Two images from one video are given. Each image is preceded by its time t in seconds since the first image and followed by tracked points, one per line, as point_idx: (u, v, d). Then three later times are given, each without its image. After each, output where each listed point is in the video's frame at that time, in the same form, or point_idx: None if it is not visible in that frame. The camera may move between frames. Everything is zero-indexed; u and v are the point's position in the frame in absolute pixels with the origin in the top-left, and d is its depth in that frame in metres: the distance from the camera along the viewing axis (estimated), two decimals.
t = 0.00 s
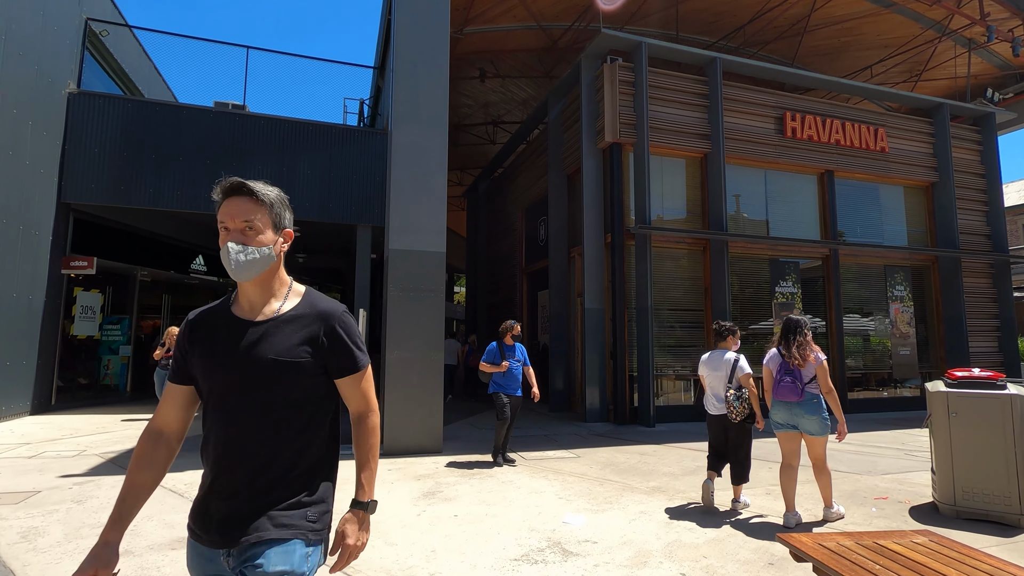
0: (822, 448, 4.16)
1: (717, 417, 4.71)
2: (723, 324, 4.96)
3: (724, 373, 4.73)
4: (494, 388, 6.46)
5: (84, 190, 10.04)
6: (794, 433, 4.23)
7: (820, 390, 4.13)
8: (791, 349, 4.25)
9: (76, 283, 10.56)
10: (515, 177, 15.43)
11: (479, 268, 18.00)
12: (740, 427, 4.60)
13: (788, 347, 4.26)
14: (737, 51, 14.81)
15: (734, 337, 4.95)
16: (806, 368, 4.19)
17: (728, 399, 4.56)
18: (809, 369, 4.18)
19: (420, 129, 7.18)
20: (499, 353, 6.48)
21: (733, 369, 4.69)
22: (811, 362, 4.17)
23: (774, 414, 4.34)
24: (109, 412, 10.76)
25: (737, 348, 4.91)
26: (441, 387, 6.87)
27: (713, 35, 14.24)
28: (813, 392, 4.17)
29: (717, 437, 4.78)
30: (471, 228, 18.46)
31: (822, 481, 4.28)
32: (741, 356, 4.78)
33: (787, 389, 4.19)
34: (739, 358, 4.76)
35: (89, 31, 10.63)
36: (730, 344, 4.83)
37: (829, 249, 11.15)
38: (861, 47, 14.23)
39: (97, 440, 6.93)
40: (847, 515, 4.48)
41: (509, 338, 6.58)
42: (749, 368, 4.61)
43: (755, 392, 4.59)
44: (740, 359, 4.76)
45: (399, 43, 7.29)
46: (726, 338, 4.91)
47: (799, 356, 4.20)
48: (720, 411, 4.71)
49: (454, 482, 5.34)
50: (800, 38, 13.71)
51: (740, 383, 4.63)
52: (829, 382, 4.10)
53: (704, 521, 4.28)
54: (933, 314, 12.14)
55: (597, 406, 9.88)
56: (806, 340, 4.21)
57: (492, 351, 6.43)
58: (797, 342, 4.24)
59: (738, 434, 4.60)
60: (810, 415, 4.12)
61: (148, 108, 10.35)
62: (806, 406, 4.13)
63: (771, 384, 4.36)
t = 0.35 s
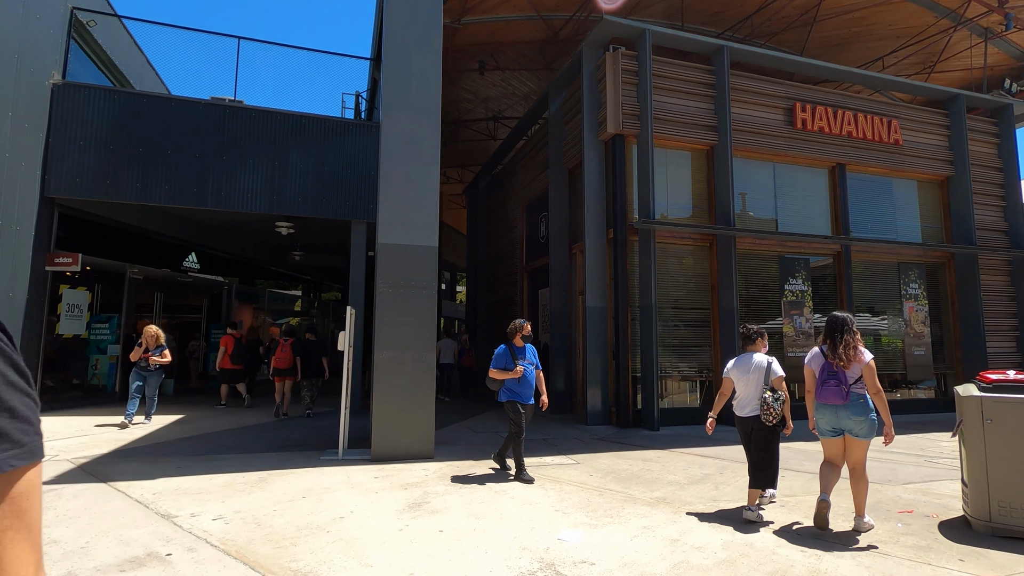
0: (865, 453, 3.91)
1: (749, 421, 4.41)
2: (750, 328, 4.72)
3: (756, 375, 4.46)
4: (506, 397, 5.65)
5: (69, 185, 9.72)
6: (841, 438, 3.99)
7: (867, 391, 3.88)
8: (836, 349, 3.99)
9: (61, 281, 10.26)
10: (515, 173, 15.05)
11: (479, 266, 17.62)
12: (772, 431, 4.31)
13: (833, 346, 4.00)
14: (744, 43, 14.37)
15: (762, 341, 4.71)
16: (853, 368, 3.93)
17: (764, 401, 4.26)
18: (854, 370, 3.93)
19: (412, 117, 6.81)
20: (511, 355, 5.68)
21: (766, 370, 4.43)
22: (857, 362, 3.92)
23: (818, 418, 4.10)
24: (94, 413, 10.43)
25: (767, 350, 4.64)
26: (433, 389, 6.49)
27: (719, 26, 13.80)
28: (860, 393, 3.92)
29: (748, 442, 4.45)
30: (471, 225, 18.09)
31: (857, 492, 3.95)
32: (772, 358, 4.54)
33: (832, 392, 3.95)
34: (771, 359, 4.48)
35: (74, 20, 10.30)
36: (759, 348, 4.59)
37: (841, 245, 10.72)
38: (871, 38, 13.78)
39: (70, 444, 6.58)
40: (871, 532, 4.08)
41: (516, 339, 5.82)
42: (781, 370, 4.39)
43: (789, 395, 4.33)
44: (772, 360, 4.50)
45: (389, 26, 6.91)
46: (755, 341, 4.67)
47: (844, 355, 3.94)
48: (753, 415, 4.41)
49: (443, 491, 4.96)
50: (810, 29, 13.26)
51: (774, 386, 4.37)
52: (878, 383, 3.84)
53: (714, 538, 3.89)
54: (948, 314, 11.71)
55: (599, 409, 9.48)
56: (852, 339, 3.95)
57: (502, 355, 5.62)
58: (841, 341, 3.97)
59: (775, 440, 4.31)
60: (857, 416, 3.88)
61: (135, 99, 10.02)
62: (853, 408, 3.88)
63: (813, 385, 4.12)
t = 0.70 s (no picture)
0: (905, 462, 3.68)
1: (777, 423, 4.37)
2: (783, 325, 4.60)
3: (785, 376, 4.35)
4: (522, 402, 5.10)
5: (58, 180, 9.46)
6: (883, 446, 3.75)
7: (913, 398, 3.66)
8: (880, 352, 3.76)
9: (52, 279, 10.03)
10: (519, 169, 14.71)
11: (482, 266, 17.29)
12: (803, 434, 4.24)
13: (878, 349, 3.77)
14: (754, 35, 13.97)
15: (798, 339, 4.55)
16: (899, 373, 3.71)
17: (790, 402, 4.20)
18: (901, 375, 3.70)
19: (407, 108, 6.48)
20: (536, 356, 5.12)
21: (794, 369, 4.30)
22: (904, 367, 3.69)
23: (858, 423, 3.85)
24: (85, 415, 10.17)
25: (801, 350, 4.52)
26: (429, 393, 6.17)
27: (728, 18, 13.41)
28: (904, 399, 3.69)
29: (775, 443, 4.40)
30: (475, 223, 17.76)
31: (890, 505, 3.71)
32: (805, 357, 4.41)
33: (880, 397, 3.66)
34: (802, 358, 4.34)
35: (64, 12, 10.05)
36: (792, 347, 4.48)
37: (855, 242, 10.33)
38: (885, 30, 13.35)
39: (51, 450, 6.31)
40: (905, 553, 3.71)
41: (539, 340, 5.31)
42: (810, 369, 4.19)
43: (819, 395, 4.16)
44: (804, 359, 4.34)
45: (383, 11, 6.58)
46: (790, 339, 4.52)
47: (890, 359, 3.72)
48: (783, 416, 4.34)
49: (438, 503, 4.64)
50: (822, 20, 12.84)
51: (804, 386, 4.22)
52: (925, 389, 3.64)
53: (730, 560, 3.55)
54: (967, 313, 11.30)
55: (605, 412, 9.15)
56: (898, 342, 3.75)
57: (525, 354, 5.08)
58: (888, 344, 3.75)
59: (803, 441, 4.24)
60: (899, 423, 3.65)
61: (127, 92, 9.76)
62: (898, 415, 3.64)
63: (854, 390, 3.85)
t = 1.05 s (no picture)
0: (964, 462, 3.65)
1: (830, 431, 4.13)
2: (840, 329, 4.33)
3: (839, 383, 4.14)
4: (561, 411, 4.51)
5: (41, 176, 9.11)
6: (928, 448, 3.71)
7: (958, 397, 3.65)
8: (921, 351, 3.74)
9: (36, 279, 9.71)
10: (519, 165, 14.33)
11: (482, 265, 16.90)
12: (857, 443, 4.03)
13: (918, 349, 3.75)
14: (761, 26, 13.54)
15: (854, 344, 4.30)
16: (941, 371, 3.69)
17: (844, 412, 4.00)
18: (944, 374, 3.68)
19: (400, 95, 6.11)
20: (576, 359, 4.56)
21: (850, 377, 4.10)
22: (947, 365, 3.68)
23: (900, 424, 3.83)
24: (71, 419, 9.83)
25: (856, 355, 4.28)
26: (422, 398, 5.78)
27: (734, 8, 12.99)
28: (949, 398, 3.67)
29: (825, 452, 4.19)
30: (475, 221, 17.37)
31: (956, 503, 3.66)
32: (860, 364, 4.20)
33: (923, 398, 3.64)
34: (859, 366, 4.14)
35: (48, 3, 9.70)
36: (848, 352, 4.23)
37: (870, 238, 9.90)
38: (897, 20, 12.92)
39: (22, 459, 5.96)
40: None
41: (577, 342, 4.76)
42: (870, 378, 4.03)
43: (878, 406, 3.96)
44: (861, 365, 4.16)
45: None
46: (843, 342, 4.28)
47: (932, 358, 3.70)
48: (835, 424, 4.12)
49: (429, 520, 4.26)
50: (833, 9, 12.39)
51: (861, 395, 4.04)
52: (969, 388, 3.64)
53: None
54: (985, 312, 10.87)
55: (609, 416, 8.75)
56: (939, 341, 3.73)
57: (567, 356, 4.52)
58: (929, 344, 3.73)
59: (857, 451, 4.03)
60: (947, 424, 3.62)
61: (112, 85, 9.41)
62: (944, 415, 3.61)
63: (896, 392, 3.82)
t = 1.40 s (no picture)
0: (998, 472, 3.47)
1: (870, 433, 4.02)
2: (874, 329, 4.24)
3: (878, 384, 4.04)
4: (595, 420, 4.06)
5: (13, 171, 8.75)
6: (963, 454, 3.56)
7: (998, 406, 3.51)
8: (961, 356, 3.61)
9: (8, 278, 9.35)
10: (513, 163, 14.03)
11: (475, 265, 16.59)
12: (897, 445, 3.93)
13: (959, 354, 3.62)
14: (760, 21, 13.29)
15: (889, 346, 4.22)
16: (982, 378, 3.56)
17: (887, 412, 3.87)
18: (985, 381, 3.55)
19: (384, 83, 5.80)
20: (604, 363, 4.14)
21: (886, 377, 4.01)
22: (988, 373, 3.55)
23: (937, 430, 3.69)
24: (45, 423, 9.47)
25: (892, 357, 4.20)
26: (406, 402, 5.46)
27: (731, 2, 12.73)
28: (989, 406, 3.53)
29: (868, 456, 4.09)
30: (468, 220, 17.06)
31: (997, 513, 3.58)
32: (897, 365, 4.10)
33: (961, 404, 3.51)
34: (896, 367, 4.04)
35: None
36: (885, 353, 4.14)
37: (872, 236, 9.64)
38: (898, 15, 12.68)
39: None
40: None
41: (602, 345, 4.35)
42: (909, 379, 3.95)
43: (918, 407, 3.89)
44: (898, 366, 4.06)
45: None
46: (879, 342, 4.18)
47: (972, 364, 3.57)
48: (873, 425, 4.02)
49: (408, 536, 3.94)
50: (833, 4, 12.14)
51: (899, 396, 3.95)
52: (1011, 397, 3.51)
53: None
54: (988, 312, 10.62)
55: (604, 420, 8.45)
56: (980, 346, 3.59)
57: (597, 361, 4.10)
58: (970, 349, 3.59)
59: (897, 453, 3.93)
60: (987, 432, 3.48)
61: (89, 76, 9.06)
62: (984, 422, 3.47)
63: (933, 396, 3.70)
